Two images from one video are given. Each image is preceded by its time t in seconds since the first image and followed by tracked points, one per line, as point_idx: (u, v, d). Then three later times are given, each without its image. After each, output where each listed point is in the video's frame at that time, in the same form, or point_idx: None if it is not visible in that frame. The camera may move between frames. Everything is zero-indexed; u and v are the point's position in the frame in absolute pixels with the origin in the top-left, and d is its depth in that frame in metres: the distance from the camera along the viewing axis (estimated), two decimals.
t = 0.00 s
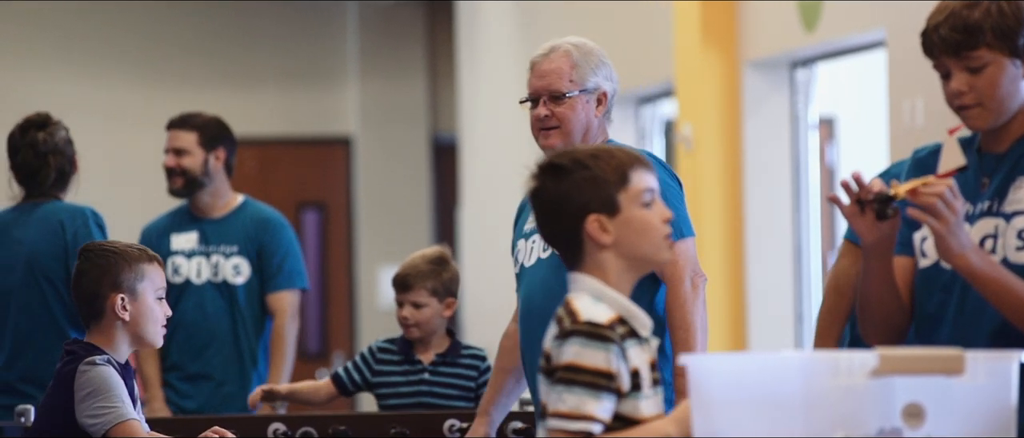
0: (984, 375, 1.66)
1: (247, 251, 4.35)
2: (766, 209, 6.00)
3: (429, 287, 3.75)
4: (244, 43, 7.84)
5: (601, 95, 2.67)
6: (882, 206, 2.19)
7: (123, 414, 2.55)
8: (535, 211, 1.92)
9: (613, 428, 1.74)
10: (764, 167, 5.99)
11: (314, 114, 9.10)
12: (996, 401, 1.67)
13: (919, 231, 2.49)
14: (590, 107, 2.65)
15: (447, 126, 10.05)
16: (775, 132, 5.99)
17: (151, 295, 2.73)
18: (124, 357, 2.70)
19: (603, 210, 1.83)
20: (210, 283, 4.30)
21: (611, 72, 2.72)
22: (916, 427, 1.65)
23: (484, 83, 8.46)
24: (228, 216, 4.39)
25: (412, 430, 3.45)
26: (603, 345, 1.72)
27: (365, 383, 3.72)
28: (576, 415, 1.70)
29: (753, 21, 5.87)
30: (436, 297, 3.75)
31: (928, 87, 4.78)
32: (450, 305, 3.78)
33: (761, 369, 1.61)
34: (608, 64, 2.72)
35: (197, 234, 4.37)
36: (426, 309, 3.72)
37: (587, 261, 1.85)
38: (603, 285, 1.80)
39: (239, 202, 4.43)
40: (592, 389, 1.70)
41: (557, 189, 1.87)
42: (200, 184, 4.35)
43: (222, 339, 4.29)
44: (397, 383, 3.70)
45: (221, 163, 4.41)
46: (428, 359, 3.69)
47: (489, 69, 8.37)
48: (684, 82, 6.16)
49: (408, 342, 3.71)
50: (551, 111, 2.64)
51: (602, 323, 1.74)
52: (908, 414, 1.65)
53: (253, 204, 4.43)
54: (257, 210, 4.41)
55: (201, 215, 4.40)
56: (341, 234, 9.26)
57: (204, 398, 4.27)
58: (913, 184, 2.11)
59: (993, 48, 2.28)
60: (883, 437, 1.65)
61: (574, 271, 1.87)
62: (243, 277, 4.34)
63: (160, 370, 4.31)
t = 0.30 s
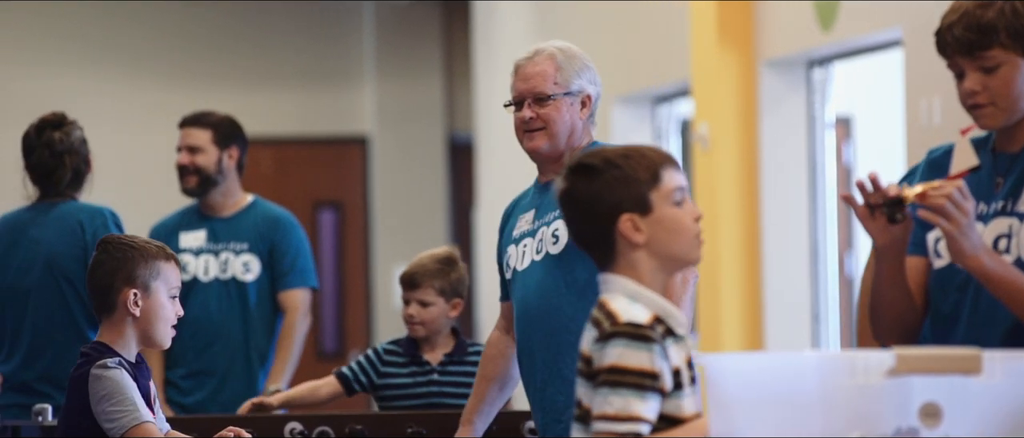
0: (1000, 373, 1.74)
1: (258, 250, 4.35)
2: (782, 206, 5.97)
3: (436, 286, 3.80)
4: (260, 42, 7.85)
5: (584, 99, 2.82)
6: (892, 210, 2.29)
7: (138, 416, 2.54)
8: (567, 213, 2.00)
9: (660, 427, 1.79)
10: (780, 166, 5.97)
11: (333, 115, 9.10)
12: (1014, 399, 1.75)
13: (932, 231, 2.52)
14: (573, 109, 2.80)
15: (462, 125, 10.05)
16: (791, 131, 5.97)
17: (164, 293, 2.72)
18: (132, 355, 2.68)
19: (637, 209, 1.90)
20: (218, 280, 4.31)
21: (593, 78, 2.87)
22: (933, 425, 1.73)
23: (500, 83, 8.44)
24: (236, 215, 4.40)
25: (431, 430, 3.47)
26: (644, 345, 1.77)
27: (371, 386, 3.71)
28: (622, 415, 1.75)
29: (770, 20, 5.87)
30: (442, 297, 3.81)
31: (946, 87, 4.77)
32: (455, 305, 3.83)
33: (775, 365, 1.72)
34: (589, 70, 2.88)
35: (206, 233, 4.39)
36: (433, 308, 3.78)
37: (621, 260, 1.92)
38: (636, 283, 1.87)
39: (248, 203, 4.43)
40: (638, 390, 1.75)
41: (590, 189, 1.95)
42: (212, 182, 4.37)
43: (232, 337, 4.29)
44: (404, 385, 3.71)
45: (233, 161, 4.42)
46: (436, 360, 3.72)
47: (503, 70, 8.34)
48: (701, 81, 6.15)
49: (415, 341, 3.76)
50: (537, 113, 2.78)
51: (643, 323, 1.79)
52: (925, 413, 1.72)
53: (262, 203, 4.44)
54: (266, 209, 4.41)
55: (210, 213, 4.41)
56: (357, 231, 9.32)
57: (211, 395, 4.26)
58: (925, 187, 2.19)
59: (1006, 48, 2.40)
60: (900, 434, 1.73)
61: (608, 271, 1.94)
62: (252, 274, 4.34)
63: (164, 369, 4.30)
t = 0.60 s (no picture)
0: (1018, 372, 1.58)
1: (260, 252, 4.31)
2: (796, 206, 5.97)
3: (439, 287, 3.81)
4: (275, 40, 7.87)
5: (577, 98, 2.81)
6: (901, 209, 2.25)
7: (152, 411, 2.47)
8: (594, 214, 1.91)
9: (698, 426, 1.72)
10: (795, 166, 5.96)
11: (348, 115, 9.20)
12: None
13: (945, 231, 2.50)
14: (565, 108, 2.78)
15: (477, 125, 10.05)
16: (806, 131, 5.97)
17: (172, 284, 2.63)
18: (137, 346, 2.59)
19: (667, 205, 1.81)
20: (218, 280, 4.27)
21: (588, 80, 2.86)
22: (949, 426, 1.57)
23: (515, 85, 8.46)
24: (243, 214, 4.38)
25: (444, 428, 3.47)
26: (679, 340, 1.70)
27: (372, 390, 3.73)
28: (660, 412, 1.68)
29: (785, 20, 5.86)
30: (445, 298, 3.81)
31: (961, 86, 4.76)
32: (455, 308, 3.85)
33: (785, 366, 1.57)
34: (584, 72, 2.86)
35: (209, 232, 4.37)
36: (435, 308, 3.78)
37: (653, 257, 1.83)
38: (669, 281, 1.78)
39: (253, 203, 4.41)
40: (674, 387, 1.68)
41: (617, 190, 1.86)
42: (221, 182, 4.35)
43: (231, 336, 4.24)
44: (407, 388, 3.72)
45: (242, 162, 4.43)
46: (438, 362, 3.74)
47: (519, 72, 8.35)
48: (717, 81, 6.15)
49: (415, 342, 3.76)
50: (528, 112, 2.77)
51: (677, 318, 1.72)
52: (940, 414, 1.57)
53: (266, 205, 4.41)
54: (269, 213, 4.37)
55: (216, 213, 4.39)
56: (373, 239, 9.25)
57: (206, 393, 4.22)
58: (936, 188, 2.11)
59: (1019, 45, 2.30)
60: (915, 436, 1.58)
61: (638, 271, 1.85)
62: (253, 275, 4.29)
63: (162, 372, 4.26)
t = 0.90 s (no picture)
0: None
1: (259, 252, 4.27)
2: (814, 205, 5.96)
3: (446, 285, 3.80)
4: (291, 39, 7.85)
5: (573, 100, 2.85)
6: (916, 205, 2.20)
7: (201, 399, 2.42)
8: (625, 210, 1.87)
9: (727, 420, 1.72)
10: (813, 165, 5.96)
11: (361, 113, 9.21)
12: None
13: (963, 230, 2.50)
14: (562, 110, 2.82)
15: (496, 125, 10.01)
16: (824, 130, 5.96)
17: (189, 285, 2.61)
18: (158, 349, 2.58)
19: (699, 199, 1.79)
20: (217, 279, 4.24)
21: (585, 81, 2.90)
22: (966, 426, 1.62)
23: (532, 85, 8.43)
24: (243, 215, 4.33)
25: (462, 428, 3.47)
26: (708, 332, 1.71)
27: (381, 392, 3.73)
28: (683, 403, 1.69)
29: (803, 19, 5.86)
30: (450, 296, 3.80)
31: (979, 85, 4.75)
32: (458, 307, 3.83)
33: (806, 366, 1.59)
34: (581, 72, 2.90)
35: (210, 232, 4.33)
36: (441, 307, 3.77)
37: (684, 253, 1.81)
38: (703, 276, 1.77)
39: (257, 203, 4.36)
40: (700, 378, 1.69)
41: (650, 191, 1.83)
42: (229, 182, 4.32)
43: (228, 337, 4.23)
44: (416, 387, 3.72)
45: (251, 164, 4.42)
46: (447, 361, 3.72)
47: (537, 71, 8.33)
48: (734, 79, 6.15)
49: (423, 340, 3.74)
50: (526, 114, 2.81)
51: (707, 309, 1.72)
52: (958, 412, 1.62)
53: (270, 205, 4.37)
54: (271, 211, 4.33)
55: (217, 213, 4.35)
56: (391, 228, 9.26)
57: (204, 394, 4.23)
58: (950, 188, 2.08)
59: None
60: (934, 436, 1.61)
61: (668, 268, 1.83)
62: (251, 274, 4.26)
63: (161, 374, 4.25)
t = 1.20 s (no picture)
0: None
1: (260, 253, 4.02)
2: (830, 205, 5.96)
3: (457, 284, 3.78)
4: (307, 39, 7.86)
5: (575, 103, 2.75)
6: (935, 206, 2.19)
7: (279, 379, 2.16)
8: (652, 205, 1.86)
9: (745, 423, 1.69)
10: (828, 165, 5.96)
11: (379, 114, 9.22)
12: None
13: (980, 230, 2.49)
14: (565, 111, 2.73)
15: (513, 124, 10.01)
16: (841, 131, 5.97)
17: (209, 295, 2.40)
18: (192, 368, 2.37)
19: (728, 195, 1.77)
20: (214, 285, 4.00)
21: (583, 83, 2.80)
22: (983, 425, 1.38)
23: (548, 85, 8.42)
24: (244, 216, 4.08)
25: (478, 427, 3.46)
26: (726, 333, 1.69)
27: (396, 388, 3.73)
28: (691, 402, 1.67)
29: (820, 19, 5.85)
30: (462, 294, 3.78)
31: (996, 84, 4.74)
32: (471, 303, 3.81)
33: (826, 366, 1.34)
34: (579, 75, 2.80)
35: (211, 233, 4.08)
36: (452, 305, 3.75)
37: (712, 251, 1.79)
38: (725, 275, 1.75)
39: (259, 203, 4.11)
40: (712, 379, 1.67)
41: (679, 187, 1.80)
42: (237, 182, 4.08)
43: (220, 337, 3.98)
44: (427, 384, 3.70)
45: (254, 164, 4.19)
46: (456, 358, 3.70)
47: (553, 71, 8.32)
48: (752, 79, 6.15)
49: (434, 338, 3.72)
50: (530, 113, 2.71)
51: (728, 310, 1.71)
52: (974, 411, 1.38)
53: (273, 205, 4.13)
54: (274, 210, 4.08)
55: (220, 213, 4.10)
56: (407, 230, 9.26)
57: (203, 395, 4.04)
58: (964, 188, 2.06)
59: None
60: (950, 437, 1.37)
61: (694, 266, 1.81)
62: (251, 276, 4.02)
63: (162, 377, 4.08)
